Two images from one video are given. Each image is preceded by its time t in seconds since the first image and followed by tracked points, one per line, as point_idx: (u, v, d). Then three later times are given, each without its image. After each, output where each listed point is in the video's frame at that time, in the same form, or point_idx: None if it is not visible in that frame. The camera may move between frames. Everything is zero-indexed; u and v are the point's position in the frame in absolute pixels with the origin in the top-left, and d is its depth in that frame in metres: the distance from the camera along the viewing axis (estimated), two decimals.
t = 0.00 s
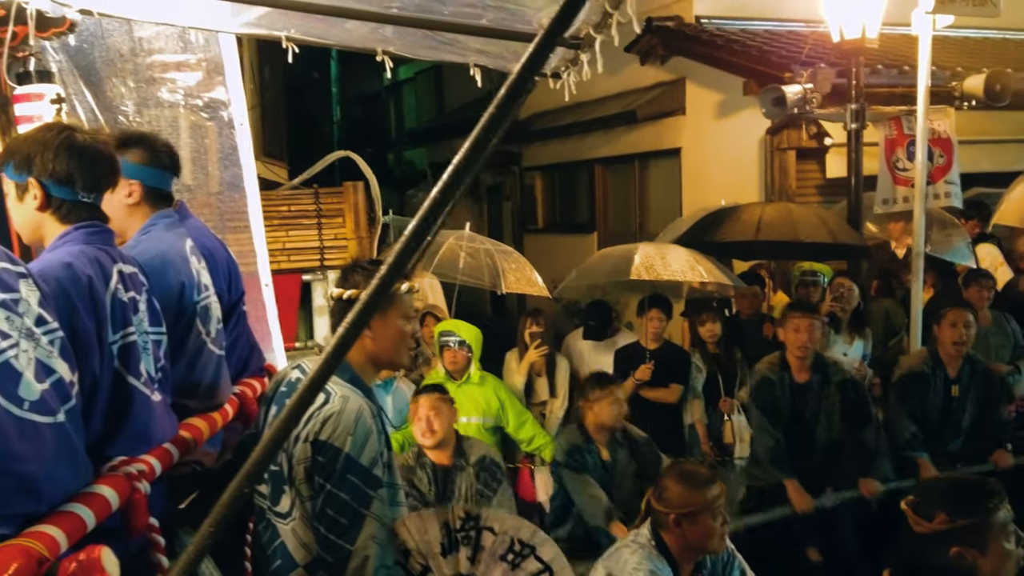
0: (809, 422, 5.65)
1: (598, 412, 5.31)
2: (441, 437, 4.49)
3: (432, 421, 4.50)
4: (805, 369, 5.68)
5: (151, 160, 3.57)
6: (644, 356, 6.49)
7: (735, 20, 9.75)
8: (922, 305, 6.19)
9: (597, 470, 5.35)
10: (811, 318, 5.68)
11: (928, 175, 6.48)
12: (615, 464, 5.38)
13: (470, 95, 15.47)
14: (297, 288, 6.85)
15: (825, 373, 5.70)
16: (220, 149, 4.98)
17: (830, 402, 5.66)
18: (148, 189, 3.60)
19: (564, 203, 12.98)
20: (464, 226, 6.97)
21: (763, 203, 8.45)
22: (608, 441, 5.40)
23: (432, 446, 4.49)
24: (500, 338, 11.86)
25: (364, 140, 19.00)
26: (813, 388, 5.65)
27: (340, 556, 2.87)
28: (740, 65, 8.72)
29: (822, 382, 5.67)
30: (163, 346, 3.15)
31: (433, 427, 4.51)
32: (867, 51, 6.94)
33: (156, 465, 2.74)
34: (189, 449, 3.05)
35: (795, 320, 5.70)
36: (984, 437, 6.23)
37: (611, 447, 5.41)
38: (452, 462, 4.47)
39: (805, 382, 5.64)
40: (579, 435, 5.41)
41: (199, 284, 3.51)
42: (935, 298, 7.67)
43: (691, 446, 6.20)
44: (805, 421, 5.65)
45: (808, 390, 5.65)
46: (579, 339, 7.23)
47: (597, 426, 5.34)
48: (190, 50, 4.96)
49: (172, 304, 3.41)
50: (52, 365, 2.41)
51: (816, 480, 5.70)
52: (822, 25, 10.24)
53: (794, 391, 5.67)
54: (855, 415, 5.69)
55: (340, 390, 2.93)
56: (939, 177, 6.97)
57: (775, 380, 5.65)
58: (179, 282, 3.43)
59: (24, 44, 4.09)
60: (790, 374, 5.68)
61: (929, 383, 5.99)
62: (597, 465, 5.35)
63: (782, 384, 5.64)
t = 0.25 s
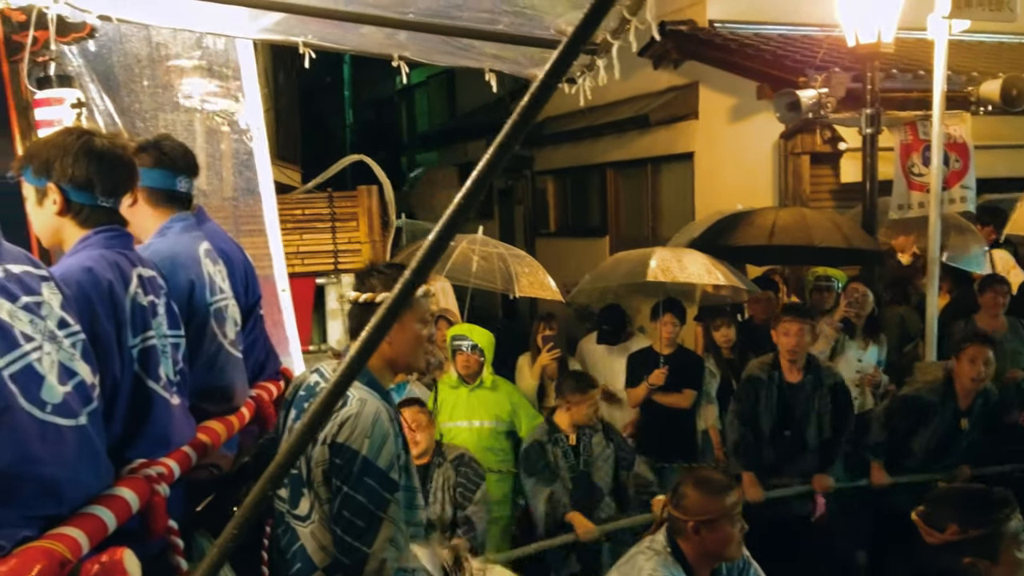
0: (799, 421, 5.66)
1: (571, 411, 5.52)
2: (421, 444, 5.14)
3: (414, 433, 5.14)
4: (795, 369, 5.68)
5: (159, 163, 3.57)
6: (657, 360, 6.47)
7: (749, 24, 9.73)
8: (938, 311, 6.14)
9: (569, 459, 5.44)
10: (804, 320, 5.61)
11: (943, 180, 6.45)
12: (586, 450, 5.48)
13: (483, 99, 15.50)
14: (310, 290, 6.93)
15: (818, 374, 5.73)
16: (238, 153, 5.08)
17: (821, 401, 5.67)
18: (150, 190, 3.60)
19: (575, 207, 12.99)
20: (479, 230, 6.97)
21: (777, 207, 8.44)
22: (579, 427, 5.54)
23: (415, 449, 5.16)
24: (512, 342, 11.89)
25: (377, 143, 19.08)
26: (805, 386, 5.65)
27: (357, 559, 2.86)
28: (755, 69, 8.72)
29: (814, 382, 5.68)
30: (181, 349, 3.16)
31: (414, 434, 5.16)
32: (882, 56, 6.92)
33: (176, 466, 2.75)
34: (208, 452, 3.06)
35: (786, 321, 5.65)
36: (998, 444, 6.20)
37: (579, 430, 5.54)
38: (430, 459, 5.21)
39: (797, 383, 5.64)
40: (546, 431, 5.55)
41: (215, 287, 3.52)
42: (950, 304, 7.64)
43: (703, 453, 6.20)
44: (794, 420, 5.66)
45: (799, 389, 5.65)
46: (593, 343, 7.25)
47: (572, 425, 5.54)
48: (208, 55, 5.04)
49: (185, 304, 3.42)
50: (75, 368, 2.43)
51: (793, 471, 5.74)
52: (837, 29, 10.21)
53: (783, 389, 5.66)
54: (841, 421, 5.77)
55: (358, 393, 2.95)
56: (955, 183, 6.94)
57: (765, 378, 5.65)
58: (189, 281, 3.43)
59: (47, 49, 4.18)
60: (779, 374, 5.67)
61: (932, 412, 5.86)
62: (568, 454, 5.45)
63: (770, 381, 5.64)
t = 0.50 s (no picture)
0: (818, 431, 5.60)
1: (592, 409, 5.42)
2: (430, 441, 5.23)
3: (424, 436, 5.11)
4: (820, 380, 5.63)
5: (194, 168, 3.61)
6: (670, 366, 6.47)
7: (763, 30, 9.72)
8: (952, 320, 6.11)
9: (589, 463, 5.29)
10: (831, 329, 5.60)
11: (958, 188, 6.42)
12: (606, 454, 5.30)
13: (494, 103, 15.52)
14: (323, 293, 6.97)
15: (841, 387, 5.66)
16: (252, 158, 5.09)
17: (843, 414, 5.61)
18: (180, 194, 3.63)
19: (586, 212, 12.98)
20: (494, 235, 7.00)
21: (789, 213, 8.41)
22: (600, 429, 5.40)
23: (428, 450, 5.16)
24: (521, 346, 11.89)
25: (388, 147, 19.13)
26: (828, 398, 5.60)
27: (373, 558, 2.88)
28: (768, 75, 8.70)
29: (837, 396, 5.62)
30: (199, 351, 3.17)
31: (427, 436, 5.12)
32: (897, 63, 6.91)
33: (193, 468, 2.76)
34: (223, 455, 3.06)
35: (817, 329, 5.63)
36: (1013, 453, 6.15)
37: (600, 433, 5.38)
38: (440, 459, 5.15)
39: (822, 395, 5.59)
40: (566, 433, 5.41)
41: (232, 290, 3.54)
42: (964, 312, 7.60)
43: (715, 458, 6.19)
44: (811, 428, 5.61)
45: (821, 401, 5.60)
46: (605, 348, 7.24)
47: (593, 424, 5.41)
48: (224, 60, 5.06)
49: (202, 306, 3.44)
50: (95, 369, 2.44)
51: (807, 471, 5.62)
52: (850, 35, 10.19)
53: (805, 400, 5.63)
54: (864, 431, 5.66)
55: (374, 394, 2.96)
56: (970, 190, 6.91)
57: (787, 387, 5.63)
58: (207, 282, 3.45)
59: (65, 51, 4.28)
60: (804, 385, 5.64)
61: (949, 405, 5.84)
62: (589, 458, 5.30)
63: (793, 391, 5.63)
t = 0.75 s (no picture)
0: (862, 449, 5.48)
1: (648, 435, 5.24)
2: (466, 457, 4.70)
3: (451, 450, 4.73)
4: (863, 400, 5.55)
5: (204, 167, 3.63)
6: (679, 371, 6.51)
7: (775, 35, 9.71)
8: (965, 325, 6.08)
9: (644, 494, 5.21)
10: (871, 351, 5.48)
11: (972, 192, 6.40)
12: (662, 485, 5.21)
13: (505, 106, 15.55)
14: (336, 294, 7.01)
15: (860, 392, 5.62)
16: (267, 160, 5.18)
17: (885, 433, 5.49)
18: (193, 194, 3.65)
19: (597, 216, 12.99)
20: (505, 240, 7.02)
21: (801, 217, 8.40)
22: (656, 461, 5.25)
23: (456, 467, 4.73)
24: (531, 349, 11.91)
25: (398, 151, 19.18)
26: (870, 417, 5.51)
27: (389, 556, 2.88)
28: (781, 79, 8.70)
29: (879, 414, 5.51)
30: (217, 352, 3.19)
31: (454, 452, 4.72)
32: (910, 67, 6.89)
33: (210, 468, 2.78)
34: (239, 454, 3.08)
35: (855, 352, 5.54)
36: None
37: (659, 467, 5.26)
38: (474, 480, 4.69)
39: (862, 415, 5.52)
40: (625, 460, 5.32)
41: (250, 293, 3.57)
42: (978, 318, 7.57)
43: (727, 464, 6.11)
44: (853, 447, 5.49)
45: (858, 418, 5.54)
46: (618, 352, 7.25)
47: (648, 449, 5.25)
48: (240, 63, 5.09)
49: (222, 308, 3.47)
50: (116, 369, 2.46)
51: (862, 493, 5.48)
52: (863, 40, 10.18)
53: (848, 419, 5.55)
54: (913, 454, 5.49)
55: (393, 394, 2.98)
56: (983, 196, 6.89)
57: (829, 406, 5.57)
58: (229, 286, 3.48)
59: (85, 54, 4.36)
60: (846, 404, 5.58)
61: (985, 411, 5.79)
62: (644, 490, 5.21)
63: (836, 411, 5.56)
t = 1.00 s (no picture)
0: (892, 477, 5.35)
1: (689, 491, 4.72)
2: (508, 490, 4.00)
3: (500, 474, 4.02)
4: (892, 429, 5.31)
5: (219, 171, 3.63)
6: (688, 373, 6.50)
7: (787, 38, 9.69)
8: (979, 329, 6.05)
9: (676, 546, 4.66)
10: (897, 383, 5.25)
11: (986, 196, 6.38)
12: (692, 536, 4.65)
13: (516, 109, 15.56)
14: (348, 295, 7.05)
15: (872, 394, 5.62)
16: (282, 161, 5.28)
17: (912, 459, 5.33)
18: (207, 198, 3.68)
19: (607, 219, 13.00)
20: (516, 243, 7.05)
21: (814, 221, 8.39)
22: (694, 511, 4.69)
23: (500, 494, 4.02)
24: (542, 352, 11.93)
25: (409, 153, 19.24)
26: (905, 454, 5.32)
27: (407, 555, 2.90)
28: (794, 83, 8.68)
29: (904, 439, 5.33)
30: (233, 353, 3.21)
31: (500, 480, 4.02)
32: (923, 71, 6.89)
33: (227, 469, 2.79)
34: (255, 455, 3.10)
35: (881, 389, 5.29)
36: None
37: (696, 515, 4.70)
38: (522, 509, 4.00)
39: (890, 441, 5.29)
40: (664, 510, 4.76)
41: (263, 294, 3.59)
42: (992, 323, 7.54)
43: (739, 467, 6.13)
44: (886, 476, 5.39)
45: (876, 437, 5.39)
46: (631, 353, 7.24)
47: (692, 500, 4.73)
48: (257, 66, 5.22)
49: (237, 309, 3.48)
50: (135, 369, 2.48)
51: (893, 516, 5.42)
52: (876, 44, 10.17)
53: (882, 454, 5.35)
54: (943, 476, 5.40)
55: (413, 394, 2.99)
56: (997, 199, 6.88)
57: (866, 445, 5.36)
58: (243, 287, 3.50)
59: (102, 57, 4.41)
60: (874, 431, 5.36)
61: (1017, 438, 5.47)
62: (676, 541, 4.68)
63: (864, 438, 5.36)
